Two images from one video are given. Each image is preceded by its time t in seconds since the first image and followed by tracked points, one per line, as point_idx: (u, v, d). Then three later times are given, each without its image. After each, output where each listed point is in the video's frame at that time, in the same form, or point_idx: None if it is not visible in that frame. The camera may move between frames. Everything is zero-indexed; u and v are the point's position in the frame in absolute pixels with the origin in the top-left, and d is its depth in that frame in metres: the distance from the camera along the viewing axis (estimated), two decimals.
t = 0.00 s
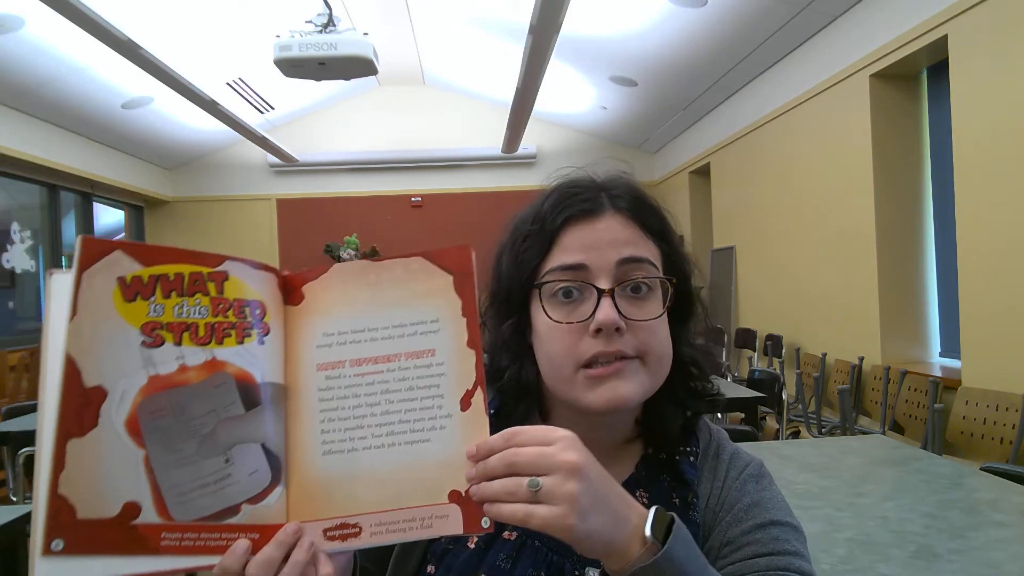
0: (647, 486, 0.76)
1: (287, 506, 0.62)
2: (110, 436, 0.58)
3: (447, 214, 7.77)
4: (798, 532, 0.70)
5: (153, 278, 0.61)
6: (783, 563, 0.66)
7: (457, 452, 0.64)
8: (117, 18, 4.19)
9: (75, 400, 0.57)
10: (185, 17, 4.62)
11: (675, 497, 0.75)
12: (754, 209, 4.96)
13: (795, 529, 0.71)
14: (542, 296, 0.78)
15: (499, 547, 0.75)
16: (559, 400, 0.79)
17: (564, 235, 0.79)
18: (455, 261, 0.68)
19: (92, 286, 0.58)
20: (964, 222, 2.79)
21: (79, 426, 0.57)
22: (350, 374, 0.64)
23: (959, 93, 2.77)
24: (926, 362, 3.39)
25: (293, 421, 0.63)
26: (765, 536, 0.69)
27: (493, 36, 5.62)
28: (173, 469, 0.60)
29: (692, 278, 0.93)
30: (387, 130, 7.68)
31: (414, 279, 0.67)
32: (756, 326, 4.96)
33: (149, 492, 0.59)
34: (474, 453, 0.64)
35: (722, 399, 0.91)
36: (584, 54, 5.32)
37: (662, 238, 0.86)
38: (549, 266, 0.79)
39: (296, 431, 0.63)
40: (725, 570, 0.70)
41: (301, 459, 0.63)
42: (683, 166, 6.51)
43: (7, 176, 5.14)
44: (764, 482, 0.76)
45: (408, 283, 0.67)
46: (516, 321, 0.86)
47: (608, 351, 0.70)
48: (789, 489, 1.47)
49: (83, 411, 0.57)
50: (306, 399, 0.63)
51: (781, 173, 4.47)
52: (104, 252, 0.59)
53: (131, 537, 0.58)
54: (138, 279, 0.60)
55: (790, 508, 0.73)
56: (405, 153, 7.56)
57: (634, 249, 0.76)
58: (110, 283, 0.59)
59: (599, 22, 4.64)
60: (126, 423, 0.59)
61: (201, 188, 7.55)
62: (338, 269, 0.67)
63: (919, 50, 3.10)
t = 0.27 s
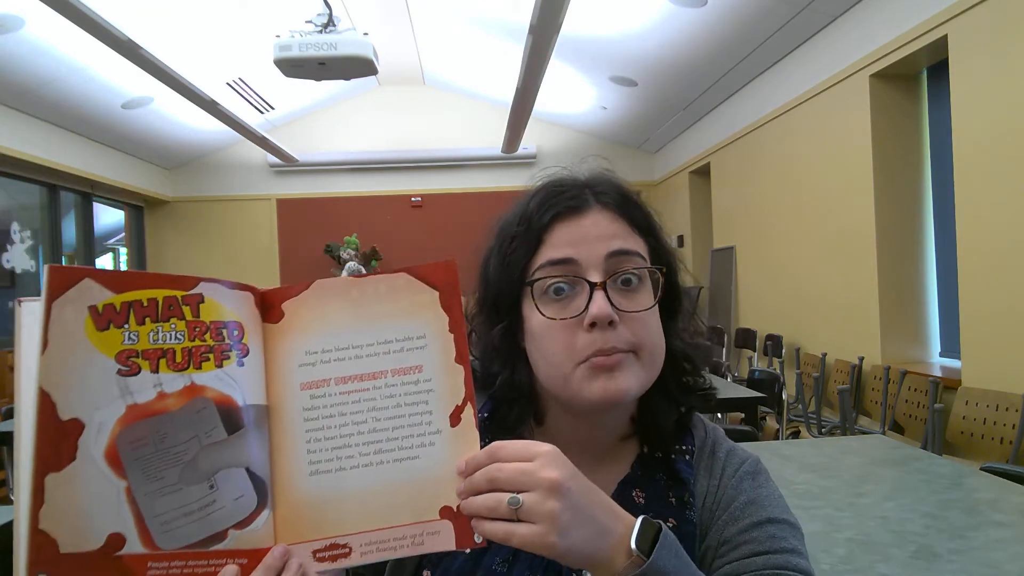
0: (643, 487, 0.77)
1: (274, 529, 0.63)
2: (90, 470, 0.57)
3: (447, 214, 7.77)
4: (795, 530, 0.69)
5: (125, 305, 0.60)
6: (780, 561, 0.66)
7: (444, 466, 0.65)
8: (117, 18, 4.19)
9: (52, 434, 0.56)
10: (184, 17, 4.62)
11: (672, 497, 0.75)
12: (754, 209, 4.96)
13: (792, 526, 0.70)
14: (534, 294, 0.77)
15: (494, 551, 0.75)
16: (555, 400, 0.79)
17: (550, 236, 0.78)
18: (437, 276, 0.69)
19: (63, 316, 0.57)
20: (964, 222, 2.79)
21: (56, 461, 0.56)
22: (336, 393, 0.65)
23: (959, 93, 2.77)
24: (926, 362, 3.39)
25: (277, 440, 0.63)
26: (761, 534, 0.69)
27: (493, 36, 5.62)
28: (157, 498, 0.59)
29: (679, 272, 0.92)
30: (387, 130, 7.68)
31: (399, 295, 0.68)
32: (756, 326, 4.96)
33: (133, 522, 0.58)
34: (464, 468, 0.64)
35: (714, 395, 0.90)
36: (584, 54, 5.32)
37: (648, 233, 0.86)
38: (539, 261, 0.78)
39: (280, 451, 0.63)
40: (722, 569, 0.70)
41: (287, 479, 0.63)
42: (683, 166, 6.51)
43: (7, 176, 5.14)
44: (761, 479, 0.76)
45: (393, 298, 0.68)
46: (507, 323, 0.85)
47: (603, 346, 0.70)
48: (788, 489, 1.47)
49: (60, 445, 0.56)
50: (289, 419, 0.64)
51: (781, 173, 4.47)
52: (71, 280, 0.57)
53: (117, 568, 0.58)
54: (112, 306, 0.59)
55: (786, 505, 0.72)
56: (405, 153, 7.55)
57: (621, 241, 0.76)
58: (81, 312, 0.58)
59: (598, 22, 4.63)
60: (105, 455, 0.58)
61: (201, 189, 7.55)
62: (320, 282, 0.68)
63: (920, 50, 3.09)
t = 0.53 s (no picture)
0: (641, 487, 0.77)
1: (269, 540, 0.63)
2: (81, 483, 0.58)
3: (447, 214, 7.77)
4: (793, 529, 0.69)
5: (113, 319, 0.60)
6: (779, 561, 0.65)
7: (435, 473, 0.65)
8: (117, 18, 4.19)
9: (43, 448, 0.57)
10: (185, 17, 4.62)
11: (670, 497, 0.75)
12: (754, 209, 4.96)
13: (791, 526, 0.70)
14: (526, 309, 0.77)
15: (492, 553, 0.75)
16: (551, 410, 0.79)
17: (542, 248, 0.78)
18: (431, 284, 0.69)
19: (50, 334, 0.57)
20: (964, 222, 2.79)
21: (46, 477, 0.57)
22: (330, 402, 0.65)
23: (959, 93, 2.77)
24: (926, 362, 3.39)
25: (271, 449, 0.63)
26: (759, 533, 0.69)
27: (493, 36, 5.62)
28: (150, 512, 0.60)
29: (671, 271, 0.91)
30: (387, 130, 7.68)
31: (391, 301, 0.68)
32: (756, 326, 4.96)
33: (127, 536, 0.59)
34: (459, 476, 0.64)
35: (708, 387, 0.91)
36: (584, 54, 5.32)
37: (640, 238, 0.85)
38: (530, 275, 0.78)
39: (274, 460, 0.63)
40: (720, 569, 0.70)
41: (282, 488, 0.63)
42: (683, 166, 6.51)
43: (7, 175, 5.14)
44: (759, 478, 0.75)
45: (387, 304, 0.68)
46: (500, 331, 0.85)
47: (596, 360, 0.71)
48: (788, 489, 1.47)
49: (49, 461, 0.57)
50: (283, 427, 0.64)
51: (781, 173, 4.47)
52: (58, 295, 0.58)
53: None
54: (99, 320, 0.60)
55: (785, 504, 0.72)
56: (405, 153, 7.55)
57: (616, 252, 0.76)
58: (70, 327, 0.58)
59: (599, 22, 4.63)
60: (96, 470, 0.59)
61: (201, 189, 7.55)
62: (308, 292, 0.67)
63: (920, 50, 3.09)
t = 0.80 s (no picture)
0: (640, 487, 0.76)
1: (276, 547, 0.63)
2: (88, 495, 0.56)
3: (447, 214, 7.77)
4: (793, 529, 0.69)
5: (121, 326, 0.60)
6: (778, 560, 0.65)
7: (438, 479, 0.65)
8: (117, 18, 4.19)
9: (51, 461, 0.55)
10: (185, 17, 4.62)
11: (669, 497, 0.75)
12: (754, 209, 4.95)
13: (790, 525, 0.70)
14: (522, 306, 0.77)
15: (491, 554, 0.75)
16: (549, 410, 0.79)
17: (537, 243, 0.78)
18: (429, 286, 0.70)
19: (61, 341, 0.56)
20: (964, 223, 2.79)
21: (52, 490, 0.55)
22: (331, 407, 0.66)
23: (959, 94, 2.77)
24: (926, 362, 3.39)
25: (275, 454, 0.64)
26: (758, 533, 0.69)
27: (493, 36, 5.62)
28: (159, 523, 0.59)
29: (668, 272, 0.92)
30: (387, 130, 7.67)
31: (390, 305, 0.69)
32: (756, 326, 4.96)
33: (135, 549, 0.57)
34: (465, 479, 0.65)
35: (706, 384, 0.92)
36: (584, 54, 5.32)
37: (637, 236, 0.85)
38: (526, 273, 0.78)
39: (278, 465, 0.64)
40: (719, 569, 0.70)
41: (287, 493, 0.63)
42: (683, 166, 6.51)
43: (7, 176, 5.14)
44: (757, 478, 0.76)
45: (391, 304, 0.69)
46: (496, 329, 0.86)
47: (590, 359, 0.70)
48: (788, 489, 1.47)
49: (56, 475, 0.55)
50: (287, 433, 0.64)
51: (781, 173, 4.47)
52: (63, 302, 0.57)
53: None
54: (106, 327, 0.59)
55: (783, 503, 0.72)
56: (405, 153, 7.55)
57: (611, 251, 0.76)
58: (76, 335, 0.57)
59: (599, 22, 4.63)
60: (105, 481, 0.57)
61: (200, 189, 7.54)
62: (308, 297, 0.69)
63: (920, 50, 3.09)
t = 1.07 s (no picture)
0: (639, 487, 0.77)
1: (280, 552, 0.63)
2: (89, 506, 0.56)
3: (447, 214, 7.77)
4: (793, 529, 0.70)
5: (118, 334, 0.59)
6: (778, 560, 0.66)
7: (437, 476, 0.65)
8: (117, 18, 4.20)
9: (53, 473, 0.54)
10: (185, 17, 4.62)
11: (669, 497, 0.75)
12: (755, 209, 4.95)
13: (789, 525, 0.70)
14: (521, 302, 0.77)
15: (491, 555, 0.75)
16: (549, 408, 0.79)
17: (537, 242, 0.78)
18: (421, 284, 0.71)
19: (60, 351, 0.56)
20: (964, 223, 2.79)
21: (54, 504, 0.54)
22: (330, 411, 0.66)
23: (959, 94, 2.78)
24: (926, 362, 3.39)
25: (275, 460, 0.64)
26: (758, 533, 0.69)
27: (492, 36, 5.62)
28: (163, 533, 0.58)
29: (668, 271, 0.91)
30: (387, 130, 7.68)
31: (383, 307, 0.69)
32: (756, 325, 4.96)
33: (139, 560, 0.56)
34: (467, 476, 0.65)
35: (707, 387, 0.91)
36: (584, 54, 5.32)
37: (635, 234, 0.85)
38: (525, 269, 0.79)
39: (278, 470, 0.64)
40: (720, 569, 0.70)
41: (290, 496, 0.64)
42: (683, 166, 6.51)
43: (8, 176, 5.14)
44: (757, 478, 0.76)
45: (384, 304, 0.69)
46: (496, 328, 0.86)
47: (588, 353, 0.70)
48: (788, 489, 1.47)
49: (58, 487, 0.54)
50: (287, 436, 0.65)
51: (782, 173, 4.46)
52: (58, 313, 0.56)
53: None
54: (103, 336, 0.58)
55: (783, 503, 0.72)
56: (405, 153, 7.55)
57: (609, 247, 0.76)
58: (73, 345, 0.57)
59: (599, 22, 4.63)
60: (106, 492, 0.56)
61: (200, 189, 7.54)
62: (302, 303, 0.69)
63: (919, 50, 3.09)
